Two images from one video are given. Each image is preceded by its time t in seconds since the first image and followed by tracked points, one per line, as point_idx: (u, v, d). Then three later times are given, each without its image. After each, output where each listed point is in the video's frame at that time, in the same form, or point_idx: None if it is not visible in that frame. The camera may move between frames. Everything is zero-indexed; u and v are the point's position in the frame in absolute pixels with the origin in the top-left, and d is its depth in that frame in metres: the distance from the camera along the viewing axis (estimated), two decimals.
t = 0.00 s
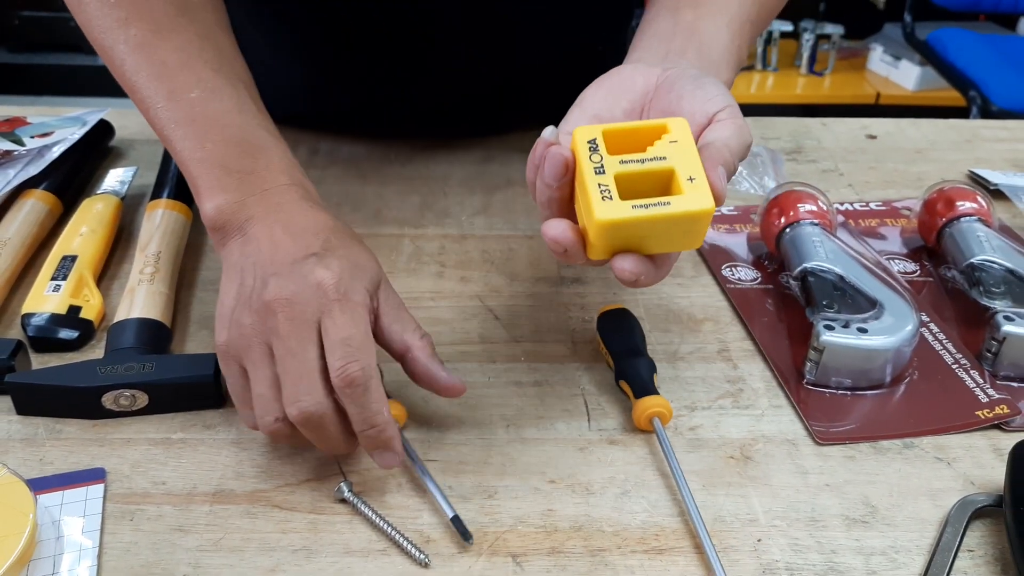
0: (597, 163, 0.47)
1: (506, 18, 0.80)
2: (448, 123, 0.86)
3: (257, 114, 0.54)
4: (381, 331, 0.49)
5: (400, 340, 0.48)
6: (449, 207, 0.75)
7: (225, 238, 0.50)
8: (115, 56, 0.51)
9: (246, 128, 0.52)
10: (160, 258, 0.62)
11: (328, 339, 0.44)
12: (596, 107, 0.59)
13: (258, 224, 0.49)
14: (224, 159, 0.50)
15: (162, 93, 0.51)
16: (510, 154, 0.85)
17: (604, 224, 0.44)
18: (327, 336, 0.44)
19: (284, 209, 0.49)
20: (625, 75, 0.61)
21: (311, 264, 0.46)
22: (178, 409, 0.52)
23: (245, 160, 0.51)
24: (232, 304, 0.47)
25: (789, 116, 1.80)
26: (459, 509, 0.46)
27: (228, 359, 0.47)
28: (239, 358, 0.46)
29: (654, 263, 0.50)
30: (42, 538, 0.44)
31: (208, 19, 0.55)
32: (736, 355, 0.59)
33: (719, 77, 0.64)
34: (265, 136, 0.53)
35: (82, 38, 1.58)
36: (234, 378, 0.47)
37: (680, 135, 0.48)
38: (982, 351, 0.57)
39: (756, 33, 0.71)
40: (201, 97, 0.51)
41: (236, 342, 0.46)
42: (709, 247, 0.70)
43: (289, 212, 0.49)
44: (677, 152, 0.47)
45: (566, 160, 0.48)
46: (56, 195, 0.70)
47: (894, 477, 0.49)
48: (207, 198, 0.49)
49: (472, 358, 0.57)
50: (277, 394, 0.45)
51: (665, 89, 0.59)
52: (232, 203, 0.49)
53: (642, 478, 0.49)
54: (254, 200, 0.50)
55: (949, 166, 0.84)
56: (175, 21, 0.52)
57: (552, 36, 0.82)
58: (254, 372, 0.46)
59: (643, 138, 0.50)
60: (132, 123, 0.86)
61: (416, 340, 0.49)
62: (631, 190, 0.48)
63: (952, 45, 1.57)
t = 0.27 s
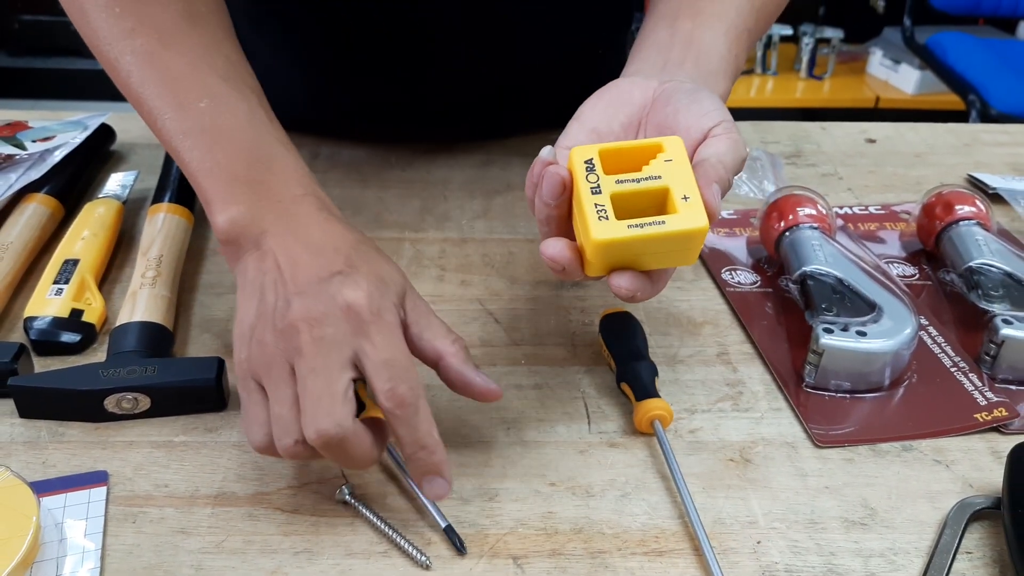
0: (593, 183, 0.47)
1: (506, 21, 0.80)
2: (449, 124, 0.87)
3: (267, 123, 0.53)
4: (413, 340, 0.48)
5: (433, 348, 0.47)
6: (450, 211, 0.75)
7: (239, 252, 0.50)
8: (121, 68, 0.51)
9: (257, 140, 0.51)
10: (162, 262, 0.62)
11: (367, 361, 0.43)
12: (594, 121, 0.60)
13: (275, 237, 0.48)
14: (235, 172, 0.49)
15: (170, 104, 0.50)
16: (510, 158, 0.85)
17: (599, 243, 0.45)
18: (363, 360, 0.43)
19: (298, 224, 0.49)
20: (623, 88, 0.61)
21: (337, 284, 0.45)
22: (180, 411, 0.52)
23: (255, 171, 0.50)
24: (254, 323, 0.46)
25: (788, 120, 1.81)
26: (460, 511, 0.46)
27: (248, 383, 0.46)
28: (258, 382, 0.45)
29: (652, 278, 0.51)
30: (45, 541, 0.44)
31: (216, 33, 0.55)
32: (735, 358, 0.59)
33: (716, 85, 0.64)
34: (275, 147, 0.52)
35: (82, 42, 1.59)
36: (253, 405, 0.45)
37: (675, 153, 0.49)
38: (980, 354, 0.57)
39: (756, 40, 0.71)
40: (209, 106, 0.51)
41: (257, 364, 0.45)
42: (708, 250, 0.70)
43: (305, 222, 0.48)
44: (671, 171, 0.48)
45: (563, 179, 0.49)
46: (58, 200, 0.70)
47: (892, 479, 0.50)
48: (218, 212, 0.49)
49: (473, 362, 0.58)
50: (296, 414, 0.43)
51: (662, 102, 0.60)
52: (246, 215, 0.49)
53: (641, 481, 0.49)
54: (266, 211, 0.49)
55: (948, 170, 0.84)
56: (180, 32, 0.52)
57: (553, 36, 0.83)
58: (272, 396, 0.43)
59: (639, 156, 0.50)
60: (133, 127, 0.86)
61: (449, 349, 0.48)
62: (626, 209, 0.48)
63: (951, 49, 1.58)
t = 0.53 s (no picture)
0: (590, 188, 0.48)
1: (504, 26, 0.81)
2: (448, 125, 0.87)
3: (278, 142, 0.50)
4: (424, 363, 0.46)
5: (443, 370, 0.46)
6: (448, 213, 0.75)
7: (246, 273, 0.46)
8: (126, 83, 0.48)
9: (270, 159, 0.48)
10: (161, 263, 0.62)
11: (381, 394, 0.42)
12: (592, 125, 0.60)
13: (286, 262, 0.45)
14: (243, 192, 0.46)
15: (178, 122, 0.47)
16: (508, 160, 0.86)
17: (597, 248, 0.46)
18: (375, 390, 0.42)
19: (314, 251, 0.45)
20: (620, 93, 0.62)
21: (349, 311, 0.43)
22: (178, 411, 0.52)
23: (265, 191, 0.46)
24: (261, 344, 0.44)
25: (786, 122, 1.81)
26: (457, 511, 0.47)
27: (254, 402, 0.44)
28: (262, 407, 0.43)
29: (648, 284, 0.51)
30: (43, 540, 0.44)
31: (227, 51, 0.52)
32: (732, 358, 0.59)
33: (713, 90, 0.65)
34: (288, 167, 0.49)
35: (81, 45, 1.59)
36: (258, 429, 0.44)
37: (671, 159, 0.49)
38: (975, 355, 0.58)
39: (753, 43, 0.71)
40: (217, 125, 0.47)
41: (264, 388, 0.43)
42: (704, 251, 0.71)
43: (319, 250, 0.45)
44: (668, 176, 0.48)
45: (560, 185, 0.49)
46: (57, 201, 0.70)
47: (888, 479, 0.50)
48: (225, 231, 0.45)
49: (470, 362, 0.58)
50: (303, 442, 0.41)
51: (660, 106, 0.60)
52: (254, 234, 0.45)
53: (638, 480, 0.49)
54: (278, 233, 0.45)
55: (944, 172, 0.85)
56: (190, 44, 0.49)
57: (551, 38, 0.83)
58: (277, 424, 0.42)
59: (636, 162, 0.50)
60: (132, 129, 0.86)
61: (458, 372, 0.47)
62: (624, 213, 0.49)
63: (949, 52, 1.58)
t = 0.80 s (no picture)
0: (585, 185, 0.48)
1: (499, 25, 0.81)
2: (445, 126, 0.86)
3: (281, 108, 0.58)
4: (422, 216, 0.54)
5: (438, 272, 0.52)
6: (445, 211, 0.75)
7: (265, 188, 0.57)
8: (129, 32, 0.58)
9: (285, 126, 0.57)
10: (157, 261, 0.62)
11: (389, 216, 0.52)
12: (587, 125, 0.60)
13: (297, 170, 0.55)
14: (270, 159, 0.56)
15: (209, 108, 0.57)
16: (505, 158, 0.85)
17: (592, 245, 0.45)
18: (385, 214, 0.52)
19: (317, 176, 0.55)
20: (614, 93, 0.62)
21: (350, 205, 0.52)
22: (174, 409, 0.52)
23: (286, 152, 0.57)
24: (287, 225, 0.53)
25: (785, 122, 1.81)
26: (452, 508, 0.47)
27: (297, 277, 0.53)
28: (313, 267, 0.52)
29: (642, 280, 0.51)
30: (36, 538, 0.44)
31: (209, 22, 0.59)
32: (728, 355, 0.59)
33: (710, 90, 0.64)
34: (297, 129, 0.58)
35: (80, 46, 1.59)
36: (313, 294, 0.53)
37: (666, 157, 0.49)
38: (972, 352, 0.58)
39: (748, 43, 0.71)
40: (235, 97, 0.57)
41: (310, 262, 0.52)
42: (701, 250, 0.70)
43: (323, 160, 0.55)
44: (663, 174, 0.48)
45: (555, 182, 0.49)
46: (53, 199, 0.70)
47: (885, 476, 0.50)
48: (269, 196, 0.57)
49: (466, 359, 0.58)
50: (355, 281, 0.51)
51: (654, 106, 0.60)
52: (266, 155, 0.56)
53: (634, 477, 0.49)
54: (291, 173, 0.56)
55: (941, 171, 0.85)
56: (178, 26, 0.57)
57: (550, 38, 0.83)
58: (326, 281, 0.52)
59: (631, 159, 0.50)
60: (129, 127, 0.86)
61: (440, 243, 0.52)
62: (619, 211, 0.48)
63: (947, 52, 1.58)
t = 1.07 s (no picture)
0: (572, 184, 0.48)
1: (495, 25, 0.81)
2: (443, 124, 0.85)
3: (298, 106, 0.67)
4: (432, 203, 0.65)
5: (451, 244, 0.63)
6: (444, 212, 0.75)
7: (291, 178, 0.69)
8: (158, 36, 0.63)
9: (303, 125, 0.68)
10: (155, 262, 0.62)
11: (409, 206, 0.64)
12: (578, 124, 0.60)
13: (319, 164, 0.67)
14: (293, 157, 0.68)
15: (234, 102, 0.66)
16: (503, 159, 0.85)
17: (579, 243, 0.45)
18: (407, 204, 0.64)
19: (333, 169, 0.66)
20: (607, 93, 0.62)
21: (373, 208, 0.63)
22: (172, 411, 0.52)
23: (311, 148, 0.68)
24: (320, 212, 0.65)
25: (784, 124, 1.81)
26: (451, 510, 0.46)
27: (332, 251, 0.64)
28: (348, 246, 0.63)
29: (630, 280, 0.52)
30: (33, 540, 0.44)
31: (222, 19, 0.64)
32: (727, 357, 0.59)
33: (701, 89, 0.64)
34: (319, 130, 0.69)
35: (80, 47, 1.59)
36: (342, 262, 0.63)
37: (654, 155, 0.49)
38: (972, 353, 0.57)
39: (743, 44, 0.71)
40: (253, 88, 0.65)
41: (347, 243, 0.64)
42: (700, 251, 0.70)
43: (342, 152, 0.67)
44: (651, 173, 0.48)
45: (543, 181, 0.49)
46: (52, 200, 0.70)
47: (884, 478, 0.49)
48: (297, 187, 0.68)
49: (465, 361, 0.58)
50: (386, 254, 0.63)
51: (646, 105, 0.60)
52: (291, 153, 0.67)
53: (633, 479, 0.49)
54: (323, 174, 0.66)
55: (940, 172, 0.85)
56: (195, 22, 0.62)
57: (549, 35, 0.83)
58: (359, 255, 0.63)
59: (619, 157, 0.50)
60: (128, 128, 0.86)
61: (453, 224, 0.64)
62: (607, 210, 0.48)
63: (946, 53, 1.58)
